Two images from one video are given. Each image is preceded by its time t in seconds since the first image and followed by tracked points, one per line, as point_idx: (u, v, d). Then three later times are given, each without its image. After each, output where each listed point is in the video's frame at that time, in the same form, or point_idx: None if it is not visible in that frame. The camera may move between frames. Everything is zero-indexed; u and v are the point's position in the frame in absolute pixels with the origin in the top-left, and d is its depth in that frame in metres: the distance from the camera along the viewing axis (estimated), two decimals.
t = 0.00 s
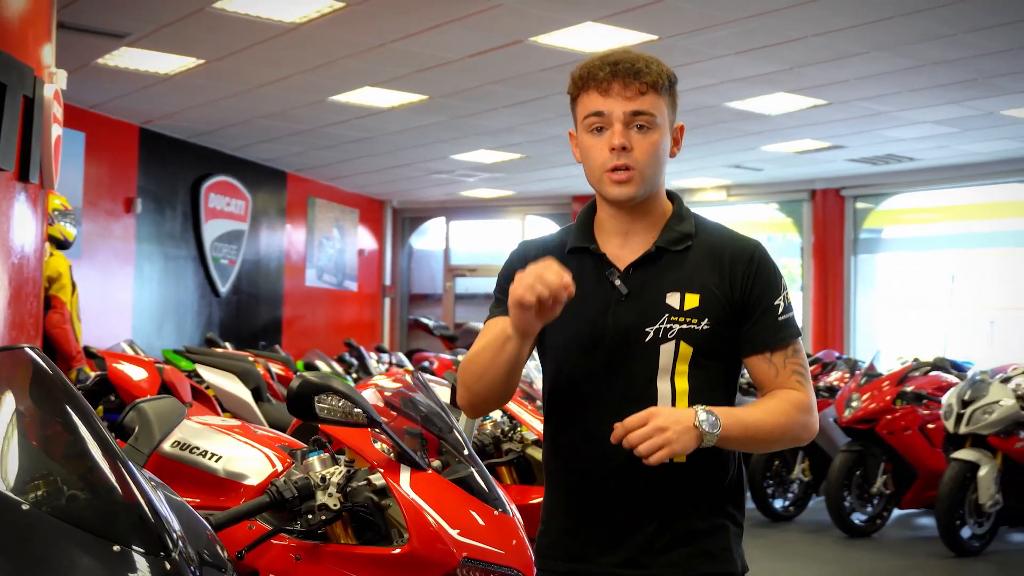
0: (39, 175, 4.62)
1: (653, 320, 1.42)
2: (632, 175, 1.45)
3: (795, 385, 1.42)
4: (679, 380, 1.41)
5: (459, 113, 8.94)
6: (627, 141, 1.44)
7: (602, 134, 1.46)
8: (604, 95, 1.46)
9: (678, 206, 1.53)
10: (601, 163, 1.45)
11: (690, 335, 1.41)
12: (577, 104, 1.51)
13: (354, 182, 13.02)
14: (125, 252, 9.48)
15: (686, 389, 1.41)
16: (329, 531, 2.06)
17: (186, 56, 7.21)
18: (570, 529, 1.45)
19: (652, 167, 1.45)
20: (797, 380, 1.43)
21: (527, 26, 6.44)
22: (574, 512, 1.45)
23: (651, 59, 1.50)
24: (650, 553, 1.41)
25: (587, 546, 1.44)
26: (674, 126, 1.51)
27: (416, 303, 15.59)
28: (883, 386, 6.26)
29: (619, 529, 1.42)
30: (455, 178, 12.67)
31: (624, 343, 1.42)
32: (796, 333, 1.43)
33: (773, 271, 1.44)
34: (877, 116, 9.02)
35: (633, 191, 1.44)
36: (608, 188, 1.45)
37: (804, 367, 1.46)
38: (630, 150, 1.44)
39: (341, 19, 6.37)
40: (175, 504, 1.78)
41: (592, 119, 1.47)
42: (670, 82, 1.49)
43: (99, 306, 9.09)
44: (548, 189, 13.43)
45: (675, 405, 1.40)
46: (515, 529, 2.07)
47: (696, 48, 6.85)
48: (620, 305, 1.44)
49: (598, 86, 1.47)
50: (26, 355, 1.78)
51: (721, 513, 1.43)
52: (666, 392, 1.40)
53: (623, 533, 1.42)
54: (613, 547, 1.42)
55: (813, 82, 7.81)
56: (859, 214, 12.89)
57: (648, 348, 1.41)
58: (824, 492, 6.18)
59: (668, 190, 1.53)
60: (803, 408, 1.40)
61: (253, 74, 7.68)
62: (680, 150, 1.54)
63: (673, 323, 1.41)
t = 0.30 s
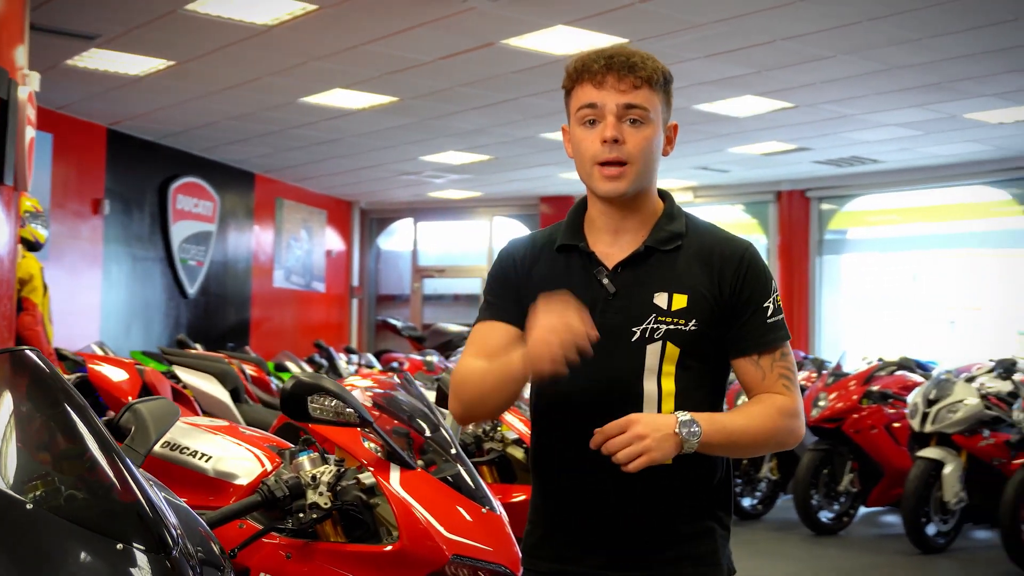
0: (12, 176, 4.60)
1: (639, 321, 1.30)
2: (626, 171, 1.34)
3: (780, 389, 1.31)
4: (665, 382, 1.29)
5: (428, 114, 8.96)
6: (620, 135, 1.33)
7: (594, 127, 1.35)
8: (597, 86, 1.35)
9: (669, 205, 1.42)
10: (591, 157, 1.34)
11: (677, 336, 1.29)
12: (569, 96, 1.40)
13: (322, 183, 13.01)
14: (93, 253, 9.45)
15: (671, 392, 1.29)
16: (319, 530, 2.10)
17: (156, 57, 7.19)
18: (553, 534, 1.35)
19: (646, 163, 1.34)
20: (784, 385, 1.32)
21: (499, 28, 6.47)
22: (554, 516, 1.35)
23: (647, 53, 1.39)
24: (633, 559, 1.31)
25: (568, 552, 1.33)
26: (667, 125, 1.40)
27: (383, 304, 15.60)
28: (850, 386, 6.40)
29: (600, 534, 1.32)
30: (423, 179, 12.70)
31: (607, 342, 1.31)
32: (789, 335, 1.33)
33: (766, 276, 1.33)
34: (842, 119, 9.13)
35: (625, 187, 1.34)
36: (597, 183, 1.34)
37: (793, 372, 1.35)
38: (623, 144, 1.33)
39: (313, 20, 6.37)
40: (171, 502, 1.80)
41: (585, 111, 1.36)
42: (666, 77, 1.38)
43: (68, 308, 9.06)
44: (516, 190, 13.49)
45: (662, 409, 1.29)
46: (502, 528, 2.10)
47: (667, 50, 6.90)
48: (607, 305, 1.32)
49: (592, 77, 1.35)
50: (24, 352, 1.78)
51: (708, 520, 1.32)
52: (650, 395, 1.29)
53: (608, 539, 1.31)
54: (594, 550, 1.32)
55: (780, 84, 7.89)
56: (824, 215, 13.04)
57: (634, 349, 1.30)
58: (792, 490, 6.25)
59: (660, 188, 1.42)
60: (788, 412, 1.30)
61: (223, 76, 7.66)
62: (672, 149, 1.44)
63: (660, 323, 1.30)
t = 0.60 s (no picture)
0: None
1: (637, 315, 1.31)
2: (627, 161, 1.34)
3: (786, 388, 1.31)
4: (663, 377, 1.29)
5: (406, 116, 8.99)
6: (621, 124, 1.34)
7: (596, 117, 1.35)
8: (600, 77, 1.36)
9: (671, 198, 1.42)
10: (592, 146, 1.34)
11: (673, 333, 1.29)
12: (571, 87, 1.41)
13: (298, 184, 13.00)
14: (69, 253, 9.41)
15: (670, 388, 1.29)
16: (313, 528, 2.14)
17: (134, 57, 7.18)
18: (552, 531, 1.36)
19: (646, 153, 1.35)
20: (789, 384, 1.31)
21: (478, 30, 6.50)
22: (553, 512, 1.36)
23: (651, 45, 1.40)
24: (630, 558, 1.31)
25: (566, 548, 1.34)
26: (670, 118, 1.41)
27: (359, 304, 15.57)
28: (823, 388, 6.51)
29: (599, 533, 1.32)
30: (399, 179, 12.72)
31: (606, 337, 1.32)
32: (790, 331, 1.32)
33: (766, 272, 1.33)
34: (816, 121, 9.22)
35: (626, 176, 1.34)
36: (599, 172, 1.35)
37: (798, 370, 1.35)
38: (624, 134, 1.34)
39: (292, 21, 6.38)
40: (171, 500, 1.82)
41: (586, 101, 1.36)
42: (669, 70, 1.39)
43: (42, 309, 9.01)
44: (493, 191, 13.53)
45: (658, 405, 1.29)
46: (494, 526, 2.13)
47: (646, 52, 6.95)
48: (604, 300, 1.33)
49: (594, 67, 1.37)
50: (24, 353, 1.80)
51: (711, 522, 1.32)
52: (647, 391, 1.29)
53: (603, 538, 1.32)
54: (593, 550, 1.32)
55: (755, 87, 7.96)
56: (798, 217, 13.15)
57: (631, 345, 1.30)
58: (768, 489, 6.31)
59: (661, 181, 1.42)
60: (794, 412, 1.29)
61: (201, 76, 7.66)
62: (675, 143, 1.45)
63: (658, 318, 1.30)
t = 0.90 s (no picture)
0: None
1: (640, 315, 1.33)
2: (637, 158, 1.37)
3: (791, 391, 1.33)
4: (665, 378, 1.32)
5: (389, 116, 9.01)
6: (632, 121, 1.36)
7: (607, 112, 1.38)
8: (611, 72, 1.39)
9: (681, 195, 1.44)
10: (602, 142, 1.37)
11: (677, 333, 1.32)
12: (584, 82, 1.44)
13: (279, 183, 13.00)
14: (51, 253, 9.40)
15: (671, 388, 1.32)
16: (315, 524, 2.19)
17: (117, 56, 7.18)
18: (554, 527, 1.40)
19: (657, 151, 1.38)
20: (795, 387, 1.33)
21: (462, 32, 6.53)
22: (555, 507, 1.40)
23: (663, 40, 1.42)
24: (629, 556, 1.35)
25: (565, 544, 1.39)
26: (681, 114, 1.43)
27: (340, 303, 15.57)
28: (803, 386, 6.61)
29: (599, 531, 1.36)
30: (381, 179, 12.75)
31: (610, 337, 1.35)
32: (796, 335, 1.34)
33: (774, 274, 1.34)
34: (796, 124, 9.30)
35: (634, 173, 1.37)
36: (609, 170, 1.38)
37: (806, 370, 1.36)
38: (634, 130, 1.36)
39: (277, 22, 6.40)
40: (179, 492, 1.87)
41: (597, 96, 1.39)
42: (681, 65, 1.41)
43: (23, 309, 8.99)
44: (474, 191, 13.58)
45: (660, 404, 1.32)
46: (492, 520, 2.18)
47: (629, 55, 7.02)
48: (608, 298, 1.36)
49: (605, 62, 1.40)
50: (36, 351, 1.81)
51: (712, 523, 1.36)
52: (649, 390, 1.32)
53: (603, 534, 1.36)
54: (592, 548, 1.36)
55: (736, 90, 8.03)
56: (777, 217, 13.24)
57: (633, 344, 1.33)
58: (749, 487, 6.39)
59: (673, 178, 1.44)
60: (797, 417, 1.31)
61: (185, 76, 7.67)
62: (687, 139, 1.47)
63: (661, 318, 1.32)
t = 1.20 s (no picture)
0: None
1: (648, 320, 1.37)
2: (643, 168, 1.40)
3: (794, 394, 1.37)
4: (673, 381, 1.36)
5: (384, 117, 9.05)
6: (638, 131, 1.39)
7: (612, 123, 1.40)
8: (615, 83, 1.41)
9: (686, 200, 1.48)
10: (608, 153, 1.40)
11: (684, 338, 1.35)
12: (588, 91, 1.46)
13: (272, 184, 13.01)
14: (46, 254, 9.41)
15: (679, 392, 1.36)
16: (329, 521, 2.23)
17: (114, 58, 7.21)
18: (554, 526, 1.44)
19: (662, 159, 1.40)
20: (798, 389, 1.38)
21: (458, 34, 6.57)
22: (556, 506, 1.43)
23: (667, 47, 1.44)
24: (629, 556, 1.38)
25: (567, 543, 1.42)
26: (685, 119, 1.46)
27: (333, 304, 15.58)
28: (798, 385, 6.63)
29: (598, 531, 1.40)
30: (374, 180, 12.78)
31: (618, 342, 1.37)
32: (799, 337, 1.39)
33: (779, 279, 1.38)
34: (788, 125, 9.36)
35: (640, 183, 1.39)
36: (616, 179, 1.40)
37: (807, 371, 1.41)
38: (640, 141, 1.38)
39: (274, 25, 6.42)
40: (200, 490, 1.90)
41: (602, 107, 1.42)
42: (685, 73, 1.43)
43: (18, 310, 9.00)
44: (466, 192, 13.62)
45: (668, 408, 1.35)
46: (501, 518, 2.22)
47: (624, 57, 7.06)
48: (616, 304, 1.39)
49: (610, 73, 1.41)
50: (62, 350, 1.85)
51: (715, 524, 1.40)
52: (657, 394, 1.35)
53: (601, 533, 1.40)
54: (591, 548, 1.40)
55: (729, 92, 8.08)
56: (769, 218, 13.28)
57: (642, 349, 1.36)
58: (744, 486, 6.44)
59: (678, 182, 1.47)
60: (800, 418, 1.36)
61: (182, 77, 7.70)
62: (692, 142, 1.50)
63: (668, 323, 1.36)
